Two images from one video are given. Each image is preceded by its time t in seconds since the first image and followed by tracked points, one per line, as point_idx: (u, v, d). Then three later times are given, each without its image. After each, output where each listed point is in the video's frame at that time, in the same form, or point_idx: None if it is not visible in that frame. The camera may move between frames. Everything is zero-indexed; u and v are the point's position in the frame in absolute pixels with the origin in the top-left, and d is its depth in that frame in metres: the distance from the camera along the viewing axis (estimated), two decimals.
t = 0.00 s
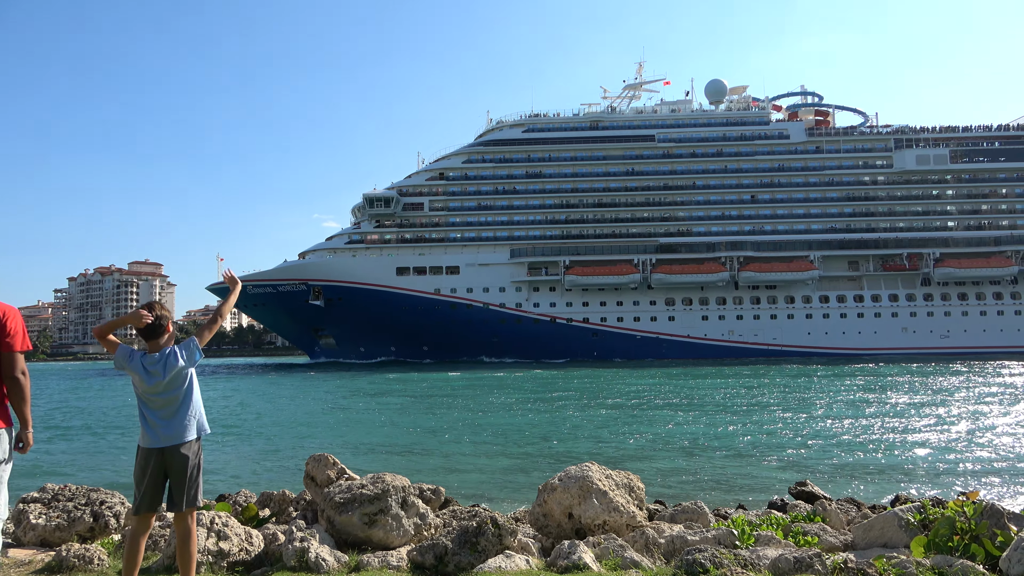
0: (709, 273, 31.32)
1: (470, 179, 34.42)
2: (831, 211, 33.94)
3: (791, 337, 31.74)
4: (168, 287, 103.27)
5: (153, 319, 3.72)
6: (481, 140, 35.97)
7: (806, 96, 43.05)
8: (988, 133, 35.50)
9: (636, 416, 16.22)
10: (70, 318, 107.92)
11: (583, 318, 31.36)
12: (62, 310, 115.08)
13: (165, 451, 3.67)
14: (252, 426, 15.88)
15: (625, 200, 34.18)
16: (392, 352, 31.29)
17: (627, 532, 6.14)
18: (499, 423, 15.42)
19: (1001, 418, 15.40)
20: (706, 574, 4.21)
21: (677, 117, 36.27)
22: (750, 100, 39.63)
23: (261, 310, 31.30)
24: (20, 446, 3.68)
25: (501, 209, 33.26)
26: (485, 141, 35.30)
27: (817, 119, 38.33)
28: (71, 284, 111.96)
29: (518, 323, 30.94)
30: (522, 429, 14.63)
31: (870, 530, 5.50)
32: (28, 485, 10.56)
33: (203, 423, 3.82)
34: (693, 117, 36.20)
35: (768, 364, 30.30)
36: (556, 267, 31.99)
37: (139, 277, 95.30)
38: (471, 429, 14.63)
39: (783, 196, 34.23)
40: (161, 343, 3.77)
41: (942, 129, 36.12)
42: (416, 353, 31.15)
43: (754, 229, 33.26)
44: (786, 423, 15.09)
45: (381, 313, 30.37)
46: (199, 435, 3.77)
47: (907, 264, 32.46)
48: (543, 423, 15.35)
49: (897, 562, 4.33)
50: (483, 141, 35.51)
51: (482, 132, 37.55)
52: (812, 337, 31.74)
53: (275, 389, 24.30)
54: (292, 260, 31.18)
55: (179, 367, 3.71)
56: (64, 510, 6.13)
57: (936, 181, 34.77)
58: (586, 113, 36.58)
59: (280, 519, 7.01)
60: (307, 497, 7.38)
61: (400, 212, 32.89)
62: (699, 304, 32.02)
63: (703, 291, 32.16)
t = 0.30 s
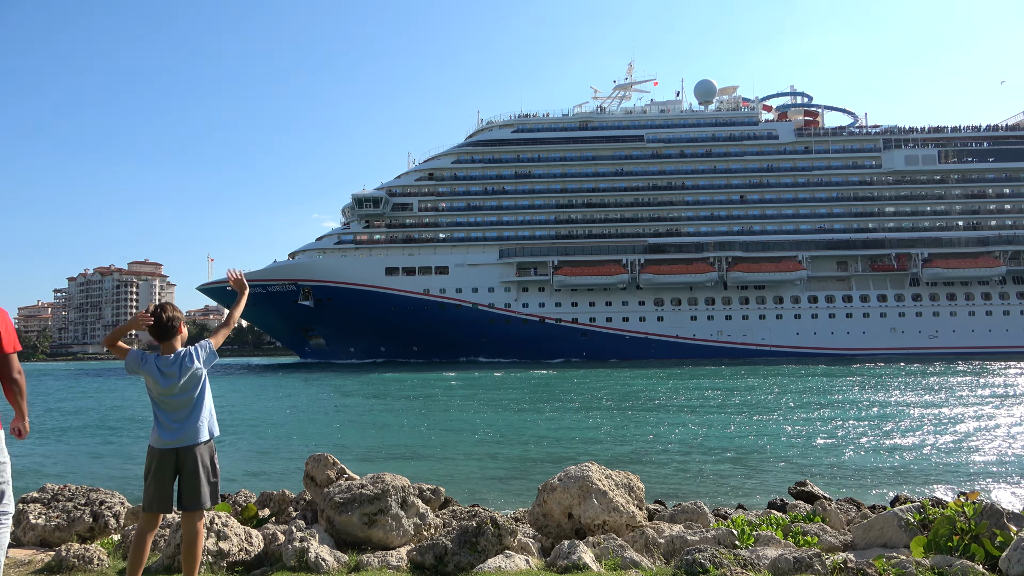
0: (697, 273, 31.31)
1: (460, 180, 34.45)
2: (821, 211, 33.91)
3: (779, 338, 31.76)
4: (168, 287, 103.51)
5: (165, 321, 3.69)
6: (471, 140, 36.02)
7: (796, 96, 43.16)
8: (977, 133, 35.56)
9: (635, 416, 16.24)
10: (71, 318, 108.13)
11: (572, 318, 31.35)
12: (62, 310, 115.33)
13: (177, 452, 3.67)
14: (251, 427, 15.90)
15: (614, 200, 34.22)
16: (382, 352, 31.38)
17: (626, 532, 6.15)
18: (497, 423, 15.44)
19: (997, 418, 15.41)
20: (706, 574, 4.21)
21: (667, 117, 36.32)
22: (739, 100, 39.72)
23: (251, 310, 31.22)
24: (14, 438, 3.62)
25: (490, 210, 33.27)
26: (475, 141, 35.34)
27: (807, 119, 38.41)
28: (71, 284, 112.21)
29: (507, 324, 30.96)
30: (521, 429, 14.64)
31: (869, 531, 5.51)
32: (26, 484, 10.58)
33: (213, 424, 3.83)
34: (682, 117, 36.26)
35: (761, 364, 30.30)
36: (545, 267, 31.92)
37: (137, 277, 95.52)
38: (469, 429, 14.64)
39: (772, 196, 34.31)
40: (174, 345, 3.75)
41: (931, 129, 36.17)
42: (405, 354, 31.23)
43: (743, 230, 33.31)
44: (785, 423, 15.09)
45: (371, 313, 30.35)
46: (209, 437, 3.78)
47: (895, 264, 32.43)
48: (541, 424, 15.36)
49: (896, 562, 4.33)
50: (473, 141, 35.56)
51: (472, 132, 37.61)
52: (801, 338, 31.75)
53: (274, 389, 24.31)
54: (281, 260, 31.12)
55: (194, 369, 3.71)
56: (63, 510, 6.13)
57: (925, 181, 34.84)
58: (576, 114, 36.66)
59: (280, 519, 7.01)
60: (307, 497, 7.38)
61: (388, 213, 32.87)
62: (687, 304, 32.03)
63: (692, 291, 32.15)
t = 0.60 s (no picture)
0: (685, 273, 31.31)
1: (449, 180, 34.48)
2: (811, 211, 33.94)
3: (769, 338, 31.76)
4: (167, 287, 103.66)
5: (162, 320, 3.66)
6: (460, 140, 36.06)
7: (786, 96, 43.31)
8: (966, 133, 35.57)
9: (632, 416, 16.25)
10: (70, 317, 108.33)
11: (561, 318, 31.37)
12: (62, 309, 115.54)
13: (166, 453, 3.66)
14: (249, 427, 15.91)
15: (602, 201, 34.20)
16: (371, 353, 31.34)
17: (626, 532, 6.15)
18: (495, 424, 15.45)
19: (994, 417, 15.42)
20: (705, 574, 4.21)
21: (656, 118, 36.37)
22: (729, 101, 39.77)
23: (242, 310, 31.22)
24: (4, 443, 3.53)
25: (479, 210, 33.29)
26: (464, 142, 35.40)
27: (797, 119, 38.48)
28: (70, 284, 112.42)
29: (496, 324, 30.99)
30: (518, 429, 14.65)
31: (868, 531, 5.51)
32: (24, 485, 10.58)
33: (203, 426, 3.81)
34: (671, 117, 36.32)
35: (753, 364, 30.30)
36: (534, 267, 31.94)
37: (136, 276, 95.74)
38: (468, 429, 14.65)
39: (760, 196, 34.34)
40: (169, 345, 3.73)
41: (920, 129, 36.21)
42: (395, 354, 31.16)
43: (732, 230, 33.36)
44: (784, 423, 15.10)
45: (360, 314, 30.37)
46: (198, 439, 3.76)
47: (884, 264, 32.46)
48: (539, 424, 15.37)
49: (896, 562, 4.33)
50: (462, 142, 35.60)
51: (461, 133, 37.65)
52: (789, 338, 31.76)
53: (272, 389, 24.31)
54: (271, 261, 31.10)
55: (186, 370, 3.68)
56: (62, 510, 6.13)
57: (913, 181, 34.85)
58: (565, 114, 36.73)
59: (279, 519, 7.01)
60: (306, 497, 7.38)
61: (377, 213, 33.00)
62: (676, 305, 32.04)
63: (681, 291, 32.16)
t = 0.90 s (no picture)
0: (674, 274, 31.39)
1: (439, 180, 34.48)
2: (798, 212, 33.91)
3: (757, 338, 31.80)
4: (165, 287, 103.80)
5: (154, 317, 3.63)
6: (450, 140, 36.07)
7: (777, 96, 43.42)
8: (955, 133, 35.53)
9: (630, 417, 16.27)
10: (70, 317, 108.48)
11: (550, 319, 31.40)
12: (61, 310, 115.75)
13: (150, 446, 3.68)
14: (248, 427, 15.93)
15: (591, 202, 34.17)
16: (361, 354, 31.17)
17: (626, 532, 6.16)
18: (493, 424, 15.47)
19: (991, 418, 15.45)
20: (706, 574, 4.22)
21: (644, 118, 36.43)
22: (719, 101, 39.81)
23: (231, 310, 31.13)
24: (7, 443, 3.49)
25: (467, 210, 33.30)
26: (453, 142, 35.43)
27: (787, 119, 38.56)
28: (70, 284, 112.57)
29: (485, 325, 31.03)
30: (516, 429, 14.66)
31: (868, 530, 5.51)
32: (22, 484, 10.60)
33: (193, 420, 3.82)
34: (661, 117, 36.37)
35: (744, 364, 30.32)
36: (523, 267, 32.07)
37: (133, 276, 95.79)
38: (467, 430, 14.67)
39: (750, 196, 34.37)
40: (162, 340, 3.70)
41: (909, 129, 36.27)
42: (384, 355, 31.01)
43: (720, 231, 33.43)
44: (783, 423, 15.11)
45: (349, 313, 30.35)
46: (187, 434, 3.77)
47: (872, 265, 32.50)
48: (538, 424, 15.38)
49: (895, 562, 4.33)
50: (451, 142, 35.62)
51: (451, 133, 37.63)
52: (778, 337, 31.76)
53: (271, 389, 24.33)
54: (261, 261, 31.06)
55: (174, 367, 3.65)
56: (62, 510, 6.13)
57: (901, 181, 34.90)
58: (555, 114, 36.79)
59: (279, 519, 7.01)
60: (306, 497, 7.38)
61: (366, 214, 32.99)
62: (665, 305, 32.08)
63: (670, 291, 32.21)
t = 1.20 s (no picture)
0: (663, 274, 31.42)
1: (429, 180, 34.49)
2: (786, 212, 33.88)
3: (747, 338, 31.82)
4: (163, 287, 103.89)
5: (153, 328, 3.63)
6: (440, 140, 36.09)
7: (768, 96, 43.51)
8: (946, 134, 35.52)
9: (628, 417, 16.28)
10: (70, 317, 108.65)
11: (540, 319, 31.42)
12: (61, 310, 116.01)
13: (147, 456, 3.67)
14: (246, 427, 15.94)
15: (582, 202, 34.18)
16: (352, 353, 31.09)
17: (626, 532, 6.15)
18: (492, 424, 15.46)
19: (987, 418, 15.45)
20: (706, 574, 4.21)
21: (634, 118, 36.47)
22: (710, 101, 39.85)
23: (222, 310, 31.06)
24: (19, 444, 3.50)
25: (457, 210, 33.29)
26: (443, 142, 35.44)
27: (776, 120, 38.63)
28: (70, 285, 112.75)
29: (474, 325, 31.01)
30: (514, 430, 14.66)
31: (869, 531, 5.51)
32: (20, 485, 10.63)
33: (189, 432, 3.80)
34: (651, 117, 36.38)
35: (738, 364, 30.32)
36: (512, 267, 32.04)
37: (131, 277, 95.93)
38: (465, 430, 14.68)
39: (739, 196, 34.39)
40: (161, 352, 3.70)
41: (899, 130, 36.29)
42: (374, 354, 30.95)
43: (709, 231, 33.49)
44: (781, 423, 15.12)
45: (339, 313, 30.32)
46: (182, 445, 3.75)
47: (861, 265, 32.53)
48: (536, 424, 15.39)
49: (895, 562, 4.33)
50: (441, 142, 35.64)
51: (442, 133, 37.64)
52: (767, 338, 31.81)
53: (271, 389, 24.34)
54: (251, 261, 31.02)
55: (170, 379, 3.64)
56: (62, 511, 6.12)
57: (892, 182, 34.91)
58: (545, 115, 36.80)
59: (279, 519, 7.02)
60: (306, 497, 7.38)
61: (356, 214, 32.96)
62: (654, 305, 32.12)
63: (659, 291, 32.27)
